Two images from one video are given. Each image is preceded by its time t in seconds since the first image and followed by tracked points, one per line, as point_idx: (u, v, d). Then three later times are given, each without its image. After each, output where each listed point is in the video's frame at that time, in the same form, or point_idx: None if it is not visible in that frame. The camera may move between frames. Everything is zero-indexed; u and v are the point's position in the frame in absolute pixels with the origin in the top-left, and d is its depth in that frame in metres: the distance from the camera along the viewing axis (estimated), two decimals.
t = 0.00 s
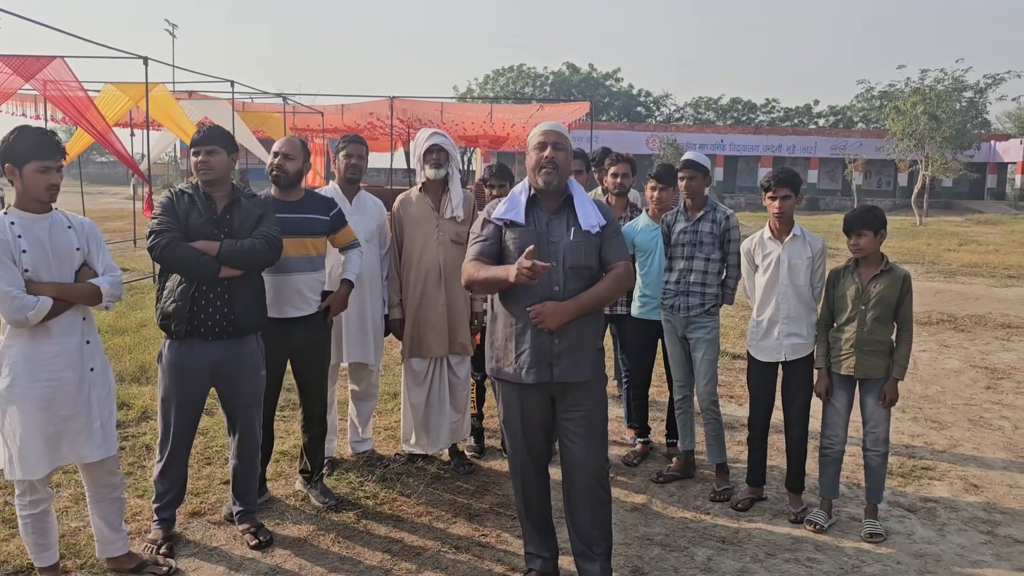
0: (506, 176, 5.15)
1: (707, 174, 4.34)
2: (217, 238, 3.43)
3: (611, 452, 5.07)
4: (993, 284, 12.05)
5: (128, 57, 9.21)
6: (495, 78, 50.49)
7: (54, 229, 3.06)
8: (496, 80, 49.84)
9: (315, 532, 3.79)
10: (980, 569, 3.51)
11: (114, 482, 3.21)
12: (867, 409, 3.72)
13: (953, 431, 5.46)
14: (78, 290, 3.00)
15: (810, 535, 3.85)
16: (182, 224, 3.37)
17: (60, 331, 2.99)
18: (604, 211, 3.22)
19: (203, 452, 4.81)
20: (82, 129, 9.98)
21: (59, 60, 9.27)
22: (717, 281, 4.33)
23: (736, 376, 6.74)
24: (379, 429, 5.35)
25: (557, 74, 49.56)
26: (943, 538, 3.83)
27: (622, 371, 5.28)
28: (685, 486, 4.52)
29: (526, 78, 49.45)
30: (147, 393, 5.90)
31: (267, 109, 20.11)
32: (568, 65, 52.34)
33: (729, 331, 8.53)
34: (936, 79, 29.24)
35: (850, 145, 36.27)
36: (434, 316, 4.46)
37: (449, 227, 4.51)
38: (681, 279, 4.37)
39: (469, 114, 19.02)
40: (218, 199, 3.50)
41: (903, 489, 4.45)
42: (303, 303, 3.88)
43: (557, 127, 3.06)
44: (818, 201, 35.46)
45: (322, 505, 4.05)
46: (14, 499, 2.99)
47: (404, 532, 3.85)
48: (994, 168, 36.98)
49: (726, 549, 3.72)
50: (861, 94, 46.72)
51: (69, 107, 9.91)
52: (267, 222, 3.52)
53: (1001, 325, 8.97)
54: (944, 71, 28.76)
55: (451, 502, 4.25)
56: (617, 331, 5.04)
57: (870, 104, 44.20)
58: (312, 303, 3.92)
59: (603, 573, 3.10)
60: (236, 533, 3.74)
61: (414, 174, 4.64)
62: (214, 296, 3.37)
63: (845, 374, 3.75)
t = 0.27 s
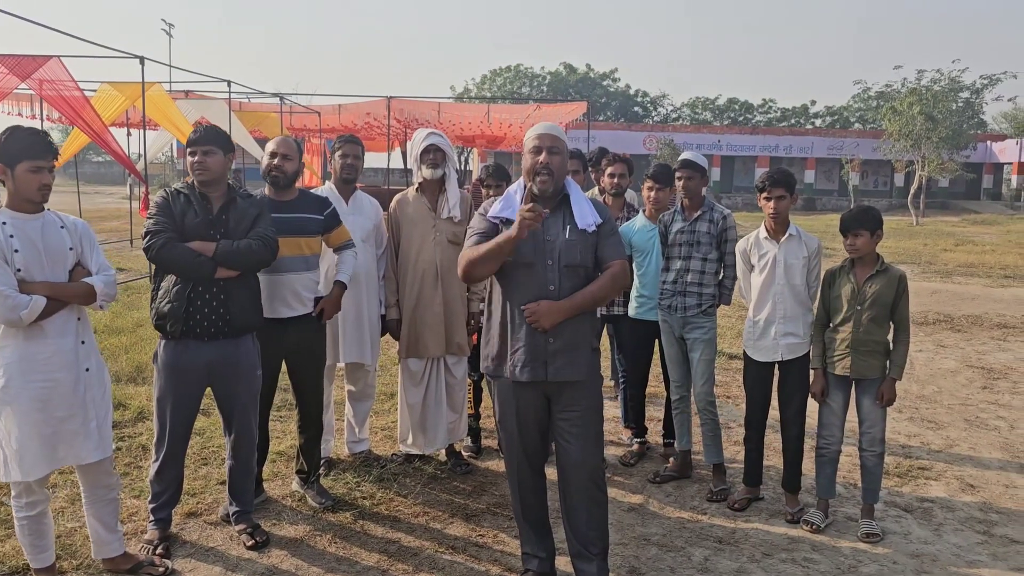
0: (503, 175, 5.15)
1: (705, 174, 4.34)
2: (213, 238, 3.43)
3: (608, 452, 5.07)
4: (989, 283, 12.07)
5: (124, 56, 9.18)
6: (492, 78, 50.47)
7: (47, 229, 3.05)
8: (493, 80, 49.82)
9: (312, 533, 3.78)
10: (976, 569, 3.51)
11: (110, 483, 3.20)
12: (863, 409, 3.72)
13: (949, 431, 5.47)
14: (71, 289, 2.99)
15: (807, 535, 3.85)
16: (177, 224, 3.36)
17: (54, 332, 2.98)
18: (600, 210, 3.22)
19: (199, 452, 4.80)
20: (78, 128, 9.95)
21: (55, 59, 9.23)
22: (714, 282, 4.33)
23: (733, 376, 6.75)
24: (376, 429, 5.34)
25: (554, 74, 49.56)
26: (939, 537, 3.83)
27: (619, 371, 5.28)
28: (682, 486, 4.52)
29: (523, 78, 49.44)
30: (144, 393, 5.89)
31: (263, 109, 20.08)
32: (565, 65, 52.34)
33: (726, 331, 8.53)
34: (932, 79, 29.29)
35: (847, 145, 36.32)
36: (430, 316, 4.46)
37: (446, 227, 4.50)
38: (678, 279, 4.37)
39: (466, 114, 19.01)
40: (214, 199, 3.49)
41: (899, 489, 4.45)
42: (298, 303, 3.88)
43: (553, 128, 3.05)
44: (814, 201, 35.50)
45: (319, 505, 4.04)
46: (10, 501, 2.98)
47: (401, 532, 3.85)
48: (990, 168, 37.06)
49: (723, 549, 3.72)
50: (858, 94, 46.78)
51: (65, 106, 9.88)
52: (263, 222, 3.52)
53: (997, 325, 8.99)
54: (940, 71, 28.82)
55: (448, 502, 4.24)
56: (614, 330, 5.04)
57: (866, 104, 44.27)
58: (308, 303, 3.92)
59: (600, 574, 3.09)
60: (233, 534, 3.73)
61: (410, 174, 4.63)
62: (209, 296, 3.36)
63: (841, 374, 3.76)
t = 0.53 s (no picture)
0: (499, 175, 5.15)
1: (701, 174, 4.34)
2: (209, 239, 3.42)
3: (605, 452, 5.07)
4: (985, 283, 12.10)
5: (119, 56, 9.17)
6: (489, 78, 50.46)
7: (40, 229, 3.05)
8: (490, 80, 49.82)
9: (308, 533, 3.78)
10: (972, 569, 3.52)
11: (104, 483, 3.19)
12: (859, 409, 3.73)
13: (945, 431, 5.48)
14: (66, 287, 2.99)
15: (803, 535, 3.85)
16: (172, 224, 3.35)
17: (48, 331, 2.97)
18: (595, 209, 3.22)
19: (195, 453, 4.79)
20: (74, 128, 9.93)
21: (51, 59, 9.21)
22: (711, 282, 4.34)
23: (729, 376, 6.75)
24: (372, 429, 5.34)
25: (551, 74, 49.58)
26: (935, 537, 3.84)
27: (615, 371, 5.29)
28: (679, 486, 4.52)
29: (520, 78, 49.44)
30: (140, 393, 5.89)
31: (260, 109, 20.06)
32: (562, 65, 52.35)
33: (722, 331, 8.54)
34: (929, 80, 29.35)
35: (844, 145, 36.38)
36: (427, 316, 4.46)
37: (442, 227, 4.50)
38: (675, 279, 4.37)
39: (463, 114, 19.01)
40: (209, 200, 3.48)
41: (895, 489, 4.46)
42: (292, 303, 3.87)
43: (547, 127, 3.07)
44: (811, 201, 35.55)
45: (315, 506, 4.04)
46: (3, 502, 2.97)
47: (397, 532, 3.85)
48: (986, 169, 37.15)
49: (719, 549, 3.72)
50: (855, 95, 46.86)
51: (60, 106, 9.86)
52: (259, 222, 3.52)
53: (993, 325, 9.01)
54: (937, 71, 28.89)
55: (444, 502, 4.24)
56: (610, 330, 5.04)
57: (863, 105, 44.35)
58: (302, 304, 3.91)
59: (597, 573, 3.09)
60: (229, 534, 3.73)
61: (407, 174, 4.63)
62: (205, 296, 3.35)
63: (836, 374, 3.76)
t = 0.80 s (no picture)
0: (496, 176, 5.16)
1: (696, 173, 4.35)
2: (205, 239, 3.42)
3: (601, 451, 5.07)
4: (981, 283, 12.13)
5: (115, 55, 9.15)
6: (486, 78, 50.45)
7: (35, 228, 3.04)
8: (487, 79, 49.82)
9: (304, 533, 3.77)
10: (967, 568, 3.52)
11: (99, 483, 3.18)
12: (855, 409, 3.73)
13: (940, 430, 5.49)
14: (61, 288, 2.98)
15: (799, 535, 3.86)
16: (168, 224, 3.34)
17: (44, 331, 2.96)
18: (591, 209, 3.22)
19: (191, 452, 4.79)
20: (70, 127, 9.90)
21: (46, 58, 9.20)
22: (707, 281, 4.34)
23: (725, 376, 6.76)
24: (368, 429, 5.34)
25: (548, 73, 49.57)
26: (931, 536, 3.85)
27: (612, 370, 5.29)
28: (675, 486, 4.53)
29: (517, 77, 49.44)
30: (136, 393, 5.88)
31: (256, 108, 20.03)
32: (559, 65, 52.37)
33: (718, 331, 8.55)
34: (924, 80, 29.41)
35: (840, 145, 36.43)
36: (423, 316, 4.46)
37: (439, 227, 4.50)
38: (671, 279, 4.38)
39: (459, 113, 19.00)
40: (205, 200, 3.48)
41: (891, 489, 4.47)
42: (288, 304, 3.87)
43: (543, 127, 3.06)
44: (808, 201, 35.61)
45: (311, 506, 4.03)
46: None
47: (393, 532, 3.84)
48: (982, 168, 37.24)
49: (715, 548, 3.73)
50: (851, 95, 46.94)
51: (56, 106, 9.83)
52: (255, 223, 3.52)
53: (988, 324, 9.03)
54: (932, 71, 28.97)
55: (440, 502, 4.24)
56: (607, 330, 5.04)
57: (859, 105, 44.42)
58: (299, 304, 3.91)
59: (593, 573, 3.10)
60: (225, 534, 3.72)
61: (403, 174, 4.63)
62: (201, 296, 3.35)
63: (831, 374, 3.77)
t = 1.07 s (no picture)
0: (491, 176, 5.16)
1: (691, 173, 4.35)
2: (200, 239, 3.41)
3: (597, 451, 5.08)
4: (976, 283, 12.16)
5: (110, 54, 9.12)
6: (482, 78, 50.44)
7: (29, 228, 3.03)
8: (483, 79, 49.81)
9: (300, 533, 3.77)
10: (962, 567, 3.53)
11: (94, 483, 3.17)
12: (850, 408, 3.74)
13: (935, 430, 5.50)
14: (55, 288, 2.97)
15: (794, 534, 3.87)
16: (163, 224, 3.33)
17: (38, 331, 2.95)
18: (586, 209, 3.22)
19: (187, 453, 4.78)
20: (65, 127, 9.87)
21: (41, 57, 9.18)
22: (702, 281, 4.35)
23: (721, 376, 6.77)
24: (364, 429, 5.34)
25: (544, 74, 49.58)
26: (926, 536, 3.86)
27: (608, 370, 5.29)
28: (671, 486, 4.53)
29: (514, 77, 49.43)
30: (131, 393, 5.86)
31: (252, 108, 19.99)
32: (556, 65, 52.39)
33: (714, 330, 8.56)
34: (920, 81, 29.48)
35: (836, 146, 36.50)
36: (419, 316, 4.45)
37: (434, 227, 4.50)
38: (666, 279, 4.38)
39: (455, 113, 18.99)
40: (200, 199, 3.47)
41: (886, 488, 4.48)
42: (285, 304, 3.87)
43: (537, 126, 3.07)
44: (803, 201, 35.67)
45: (307, 506, 4.03)
46: None
47: (389, 532, 3.84)
48: (977, 169, 37.34)
49: (711, 548, 3.73)
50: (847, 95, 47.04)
51: (51, 105, 9.80)
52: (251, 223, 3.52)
53: (983, 324, 9.05)
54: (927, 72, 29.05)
55: (436, 502, 4.24)
56: (603, 330, 5.04)
57: (855, 105, 44.51)
58: (296, 304, 3.91)
59: (589, 573, 3.10)
60: (221, 534, 3.71)
61: (399, 174, 4.62)
62: (197, 296, 3.34)
63: (826, 374, 3.78)
